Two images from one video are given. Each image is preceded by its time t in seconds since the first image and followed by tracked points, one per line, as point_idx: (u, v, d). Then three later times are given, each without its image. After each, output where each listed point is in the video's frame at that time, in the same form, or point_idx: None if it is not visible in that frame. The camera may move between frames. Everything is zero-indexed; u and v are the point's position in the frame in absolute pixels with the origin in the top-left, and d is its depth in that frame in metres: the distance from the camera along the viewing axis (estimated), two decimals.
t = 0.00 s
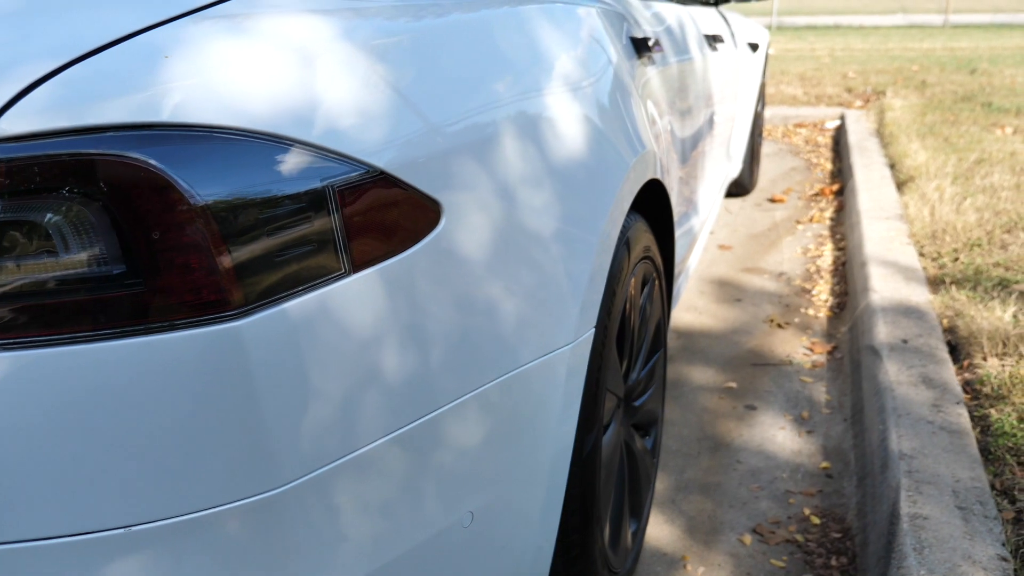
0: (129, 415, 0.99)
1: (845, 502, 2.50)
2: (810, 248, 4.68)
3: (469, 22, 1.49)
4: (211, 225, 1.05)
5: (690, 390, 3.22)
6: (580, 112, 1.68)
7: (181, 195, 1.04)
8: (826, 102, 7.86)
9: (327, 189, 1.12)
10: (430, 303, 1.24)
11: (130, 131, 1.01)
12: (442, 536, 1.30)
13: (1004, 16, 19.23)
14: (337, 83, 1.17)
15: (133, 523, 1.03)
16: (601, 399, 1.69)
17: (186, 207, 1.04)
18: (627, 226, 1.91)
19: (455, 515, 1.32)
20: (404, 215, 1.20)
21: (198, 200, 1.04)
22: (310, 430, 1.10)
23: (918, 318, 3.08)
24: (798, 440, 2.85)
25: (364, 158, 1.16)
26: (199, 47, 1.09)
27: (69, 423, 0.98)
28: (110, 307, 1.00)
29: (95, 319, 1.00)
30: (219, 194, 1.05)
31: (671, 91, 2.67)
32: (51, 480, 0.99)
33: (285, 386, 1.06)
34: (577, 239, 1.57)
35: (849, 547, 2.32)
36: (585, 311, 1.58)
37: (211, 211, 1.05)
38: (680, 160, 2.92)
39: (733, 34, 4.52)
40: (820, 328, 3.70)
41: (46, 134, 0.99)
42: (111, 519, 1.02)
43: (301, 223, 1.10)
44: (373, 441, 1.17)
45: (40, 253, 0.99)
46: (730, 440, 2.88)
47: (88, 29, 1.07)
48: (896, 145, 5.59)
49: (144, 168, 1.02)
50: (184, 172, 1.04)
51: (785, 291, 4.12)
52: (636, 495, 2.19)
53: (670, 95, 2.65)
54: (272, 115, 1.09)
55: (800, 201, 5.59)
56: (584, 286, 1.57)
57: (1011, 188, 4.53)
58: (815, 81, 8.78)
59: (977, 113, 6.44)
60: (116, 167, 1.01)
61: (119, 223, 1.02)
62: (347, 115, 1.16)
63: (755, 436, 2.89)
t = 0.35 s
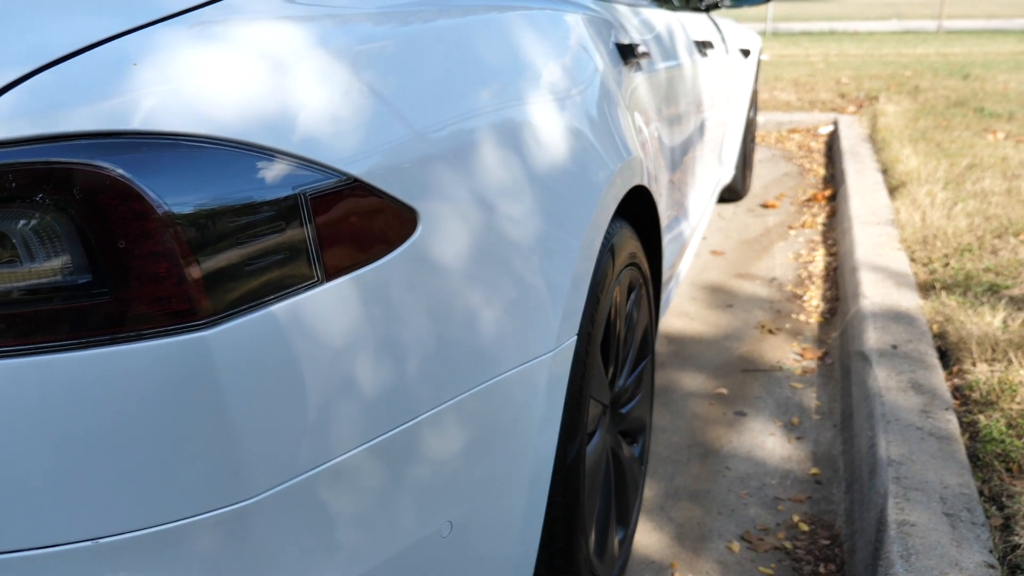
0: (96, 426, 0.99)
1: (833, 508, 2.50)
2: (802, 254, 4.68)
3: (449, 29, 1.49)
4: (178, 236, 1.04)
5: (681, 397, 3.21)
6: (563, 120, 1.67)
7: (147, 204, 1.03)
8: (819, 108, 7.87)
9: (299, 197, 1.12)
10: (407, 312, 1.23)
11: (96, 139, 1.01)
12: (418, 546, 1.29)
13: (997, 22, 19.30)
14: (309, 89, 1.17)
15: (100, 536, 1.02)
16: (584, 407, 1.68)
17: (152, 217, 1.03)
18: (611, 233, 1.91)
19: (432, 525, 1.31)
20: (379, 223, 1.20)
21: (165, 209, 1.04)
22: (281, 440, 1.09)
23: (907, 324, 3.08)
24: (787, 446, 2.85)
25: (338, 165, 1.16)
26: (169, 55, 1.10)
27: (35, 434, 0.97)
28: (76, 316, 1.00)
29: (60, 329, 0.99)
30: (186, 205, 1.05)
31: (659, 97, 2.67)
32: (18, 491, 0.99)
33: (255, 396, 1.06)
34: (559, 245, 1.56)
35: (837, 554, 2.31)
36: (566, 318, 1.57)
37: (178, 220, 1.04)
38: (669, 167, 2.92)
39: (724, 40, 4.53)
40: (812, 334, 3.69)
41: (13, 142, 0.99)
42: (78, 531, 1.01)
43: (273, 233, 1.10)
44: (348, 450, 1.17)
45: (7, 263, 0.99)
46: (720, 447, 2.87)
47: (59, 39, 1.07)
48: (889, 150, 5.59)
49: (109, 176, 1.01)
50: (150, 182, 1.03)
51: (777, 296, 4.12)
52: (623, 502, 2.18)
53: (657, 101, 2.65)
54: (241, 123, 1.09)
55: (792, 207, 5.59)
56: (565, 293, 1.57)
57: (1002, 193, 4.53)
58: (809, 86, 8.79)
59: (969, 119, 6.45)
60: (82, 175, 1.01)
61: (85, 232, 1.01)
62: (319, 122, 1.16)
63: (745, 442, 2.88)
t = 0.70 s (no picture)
0: (60, 433, 0.98)
1: (822, 513, 2.49)
2: (793, 257, 4.67)
3: (429, 33, 1.49)
4: (143, 242, 1.03)
5: (670, 401, 3.20)
6: (545, 124, 1.67)
7: (112, 211, 1.02)
8: (813, 111, 7.88)
9: (269, 203, 1.11)
10: (382, 317, 1.23)
11: (60, 144, 1.00)
12: (395, 552, 1.28)
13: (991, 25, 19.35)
14: (280, 93, 1.16)
15: (66, 544, 1.00)
16: (566, 411, 1.67)
17: (118, 224, 1.02)
18: (595, 237, 1.90)
19: (409, 531, 1.30)
20: (352, 228, 1.19)
21: (130, 216, 1.03)
22: (251, 447, 1.08)
23: (897, 327, 3.07)
24: (776, 450, 2.84)
25: (311, 170, 1.15)
26: (137, 60, 1.09)
27: None
28: (41, 323, 0.99)
29: (25, 336, 0.98)
30: (152, 212, 1.04)
31: (647, 101, 2.67)
32: None
33: (224, 402, 1.05)
34: (539, 250, 1.56)
35: (824, 559, 2.31)
36: (546, 322, 1.56)
37: (143, 226, 1.03)
38: (658, 171, 2.92)
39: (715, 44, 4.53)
40: (802, 337, 3.69)
41: None
42: (43, 539, 1.00)
43: (242, 239, 1.09)
44: (321, 457, 1.16)
45: None
46: (709, 451, 2.86)
47: (27, 44, 1.06)
48: (881, 153, 5.59)
49: (74, 182, 1.01)
50: (116, 188, 1.02)
51: (768, 300, 4.11)
52: (609, 507, 2.17)
53: (645, 104, 2.64)
54: (209, 128, 1.08)
55: (785, 210, 5.59)
56: (545, 298, 1.56)
57: (993, 196, 4.53)
58: (803, 89, 8.80)
59: (962, 122, 6.46)
60: (47, 180, 1.00)
61: (49, 238, 1.00)
62: (291, 126, 1.15)
63: (734, 446, 2.88)
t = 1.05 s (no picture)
0: (29, 437, 0.97)
1: (811, 515, 2.49)
2: (787, 259, 4.67)
3: (413, 34, 1.49)
4: (114, 245, 1.02)
5: (661, 403, 3.19)
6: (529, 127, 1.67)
7: (82, 214, 1.01)
8: (807, 113, 7.88)
9: (242, 205, 1.10)
10: (360, 320, 1.22)
11: (30, 146, 1.00)
12: (373, 556, 1.27)
13: (986, 28, 19.37)
14: (259, 92, 1.16)
15: (34, 549, 0.99)
16: (551, 414, 1.66)
17: (87, 226, 1.01)
18: (580, 239, 1.89)
19: (388, 535, 1.29)
20: (327, 230, 1.18)
21: (100, 219, 1.02)
22: (224, 450, 1.07)
23: (889, 329, 3.07)
24: (766, 452, 2.83)
25: (288, 170, 1.14)
26: (111, 62, 1.09)
27: None
28: (10, 326, 0.98)
29: None
30: (126, 214, 1.03)
31: (636, 103, 2.66)
32: None
33: (196, 406, 1.04)
34: (522, 252, 1.55)
35: (813, 561, 2.30)
36: (529, 325, 1.56)
37: (113, 229, 1.02)
38: (648, 173, 2.92)
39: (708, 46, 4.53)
40: (794, 339, 3.68)
41: None
42: (12, 544, 0.99)
43: (215, 241, 1.08)
44: (297, 461, 1.15)
45: None
46: (699, 453, 2.86)
47: None
48: (875, 155, 5.59)
49: (43, 184, 1.00)
50: (86, 191, 1.02)
51: (760, 302, 4.11)
52: (596, 510, 2.16)
53: (635, 106, 2.64)
54: (183, 130, 1.07)
55: (778, 212, 5.59)
56: (528, 300, 1.55)
57: (986, 198, 4.53)
58: (797, 91, 8.80)
59: (956, 123, 6.46)
60: (16, 182, 0.99)
61: (17, 240, 0.99)
62: (270, 125, 1.15)
63: (725, 448, 2.87)
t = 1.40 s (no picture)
0: None
1: (801, 519, 2.48)
2: (781, 261, 4.66)
3: (402, 36, 1.48)
4: (89, 248, 1.01)
5: (653, 406, 3.18)
6: (517, 130, 1.66)
7: (53, 218, 1.00)
8: (803, 115, 7.88)
9: (216, 207, 1.09)
10: (339, 323, 1.20)
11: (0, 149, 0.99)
12: (352, 562, 1.26)
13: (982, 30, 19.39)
14: (244, 93, 1.15)
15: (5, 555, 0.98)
16: (536, 418, 1.65)
17: (57, 231, 1.00)
18: (567, 241, 1.88)
19: (367, 540, 1.28)
20: (305, 232, 1.16)
21: (70, 223, 1.00)
22: (197, 456, 1.06)
23: (881, 332, 3.06)
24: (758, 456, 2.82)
25: (271, 172, 1.13)
26: (86, 63, 1.07)
27: None
28: None
29: None
30: (109, 216, 1.02)
31: (627, 105, 2.65)
32: None
33: (169, 411, 1.03)
34: (507, 255, 1.53)
35: (802, 566, 2.30)
36: (513, 328, 1.54)
37: (84, 233, 1.01)
38: (639, 176, 2.91)
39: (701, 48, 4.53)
40: (787, 342, 3.67)
41: None
42: None
43: (188, 244, 1.07)
44: (274, 466, 1.14)
45: None
46: (690, 456, 2.84)
47: None
48: (870, 157, 5.59)
49: (13, 188, 0.99)
50: (57, 194, 1.00)
51: (754, 304, 4.10)
52: (584, 514, 2.15)
53: (625, 108, 2.62)
54: (158, 132, 1.06)
55: (773, 214, 5.58)
56: (512, 303, 1.54)
57: (980, 200, 4.53)
58: (793, 94, 8.80)
59: (951, 125, 6.45)
60: None
61: None
62: (255, 126, 1.14)
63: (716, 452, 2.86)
